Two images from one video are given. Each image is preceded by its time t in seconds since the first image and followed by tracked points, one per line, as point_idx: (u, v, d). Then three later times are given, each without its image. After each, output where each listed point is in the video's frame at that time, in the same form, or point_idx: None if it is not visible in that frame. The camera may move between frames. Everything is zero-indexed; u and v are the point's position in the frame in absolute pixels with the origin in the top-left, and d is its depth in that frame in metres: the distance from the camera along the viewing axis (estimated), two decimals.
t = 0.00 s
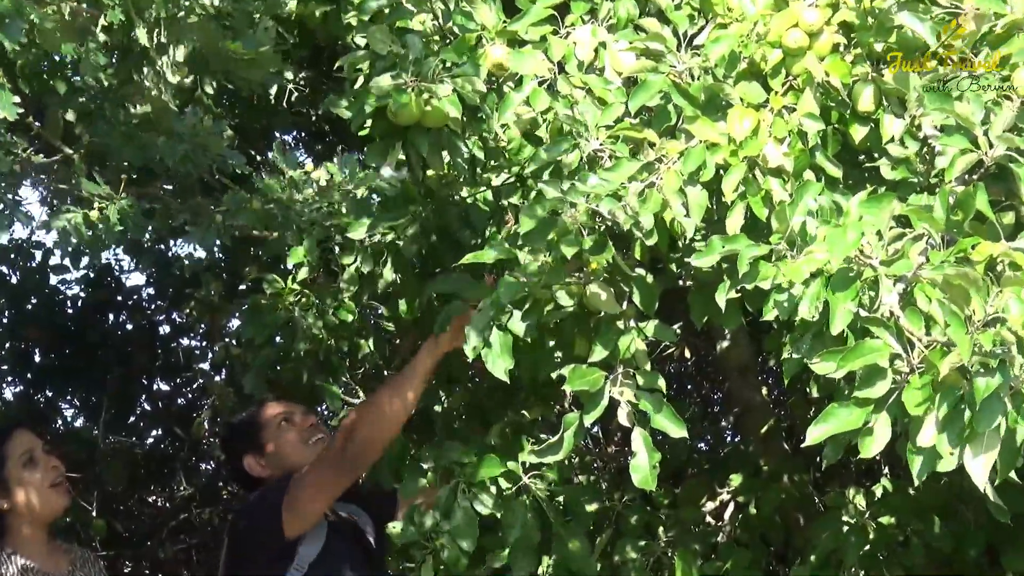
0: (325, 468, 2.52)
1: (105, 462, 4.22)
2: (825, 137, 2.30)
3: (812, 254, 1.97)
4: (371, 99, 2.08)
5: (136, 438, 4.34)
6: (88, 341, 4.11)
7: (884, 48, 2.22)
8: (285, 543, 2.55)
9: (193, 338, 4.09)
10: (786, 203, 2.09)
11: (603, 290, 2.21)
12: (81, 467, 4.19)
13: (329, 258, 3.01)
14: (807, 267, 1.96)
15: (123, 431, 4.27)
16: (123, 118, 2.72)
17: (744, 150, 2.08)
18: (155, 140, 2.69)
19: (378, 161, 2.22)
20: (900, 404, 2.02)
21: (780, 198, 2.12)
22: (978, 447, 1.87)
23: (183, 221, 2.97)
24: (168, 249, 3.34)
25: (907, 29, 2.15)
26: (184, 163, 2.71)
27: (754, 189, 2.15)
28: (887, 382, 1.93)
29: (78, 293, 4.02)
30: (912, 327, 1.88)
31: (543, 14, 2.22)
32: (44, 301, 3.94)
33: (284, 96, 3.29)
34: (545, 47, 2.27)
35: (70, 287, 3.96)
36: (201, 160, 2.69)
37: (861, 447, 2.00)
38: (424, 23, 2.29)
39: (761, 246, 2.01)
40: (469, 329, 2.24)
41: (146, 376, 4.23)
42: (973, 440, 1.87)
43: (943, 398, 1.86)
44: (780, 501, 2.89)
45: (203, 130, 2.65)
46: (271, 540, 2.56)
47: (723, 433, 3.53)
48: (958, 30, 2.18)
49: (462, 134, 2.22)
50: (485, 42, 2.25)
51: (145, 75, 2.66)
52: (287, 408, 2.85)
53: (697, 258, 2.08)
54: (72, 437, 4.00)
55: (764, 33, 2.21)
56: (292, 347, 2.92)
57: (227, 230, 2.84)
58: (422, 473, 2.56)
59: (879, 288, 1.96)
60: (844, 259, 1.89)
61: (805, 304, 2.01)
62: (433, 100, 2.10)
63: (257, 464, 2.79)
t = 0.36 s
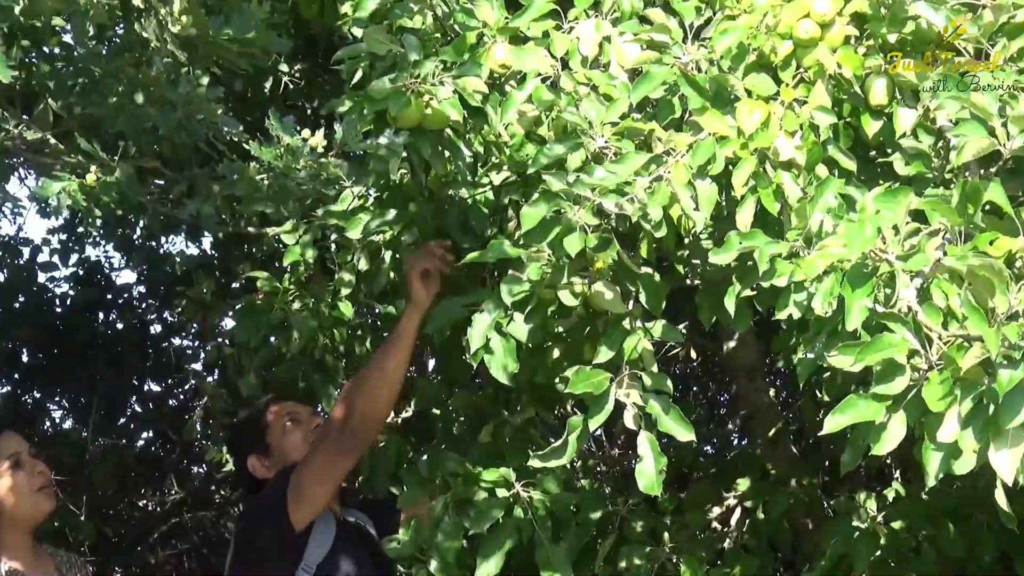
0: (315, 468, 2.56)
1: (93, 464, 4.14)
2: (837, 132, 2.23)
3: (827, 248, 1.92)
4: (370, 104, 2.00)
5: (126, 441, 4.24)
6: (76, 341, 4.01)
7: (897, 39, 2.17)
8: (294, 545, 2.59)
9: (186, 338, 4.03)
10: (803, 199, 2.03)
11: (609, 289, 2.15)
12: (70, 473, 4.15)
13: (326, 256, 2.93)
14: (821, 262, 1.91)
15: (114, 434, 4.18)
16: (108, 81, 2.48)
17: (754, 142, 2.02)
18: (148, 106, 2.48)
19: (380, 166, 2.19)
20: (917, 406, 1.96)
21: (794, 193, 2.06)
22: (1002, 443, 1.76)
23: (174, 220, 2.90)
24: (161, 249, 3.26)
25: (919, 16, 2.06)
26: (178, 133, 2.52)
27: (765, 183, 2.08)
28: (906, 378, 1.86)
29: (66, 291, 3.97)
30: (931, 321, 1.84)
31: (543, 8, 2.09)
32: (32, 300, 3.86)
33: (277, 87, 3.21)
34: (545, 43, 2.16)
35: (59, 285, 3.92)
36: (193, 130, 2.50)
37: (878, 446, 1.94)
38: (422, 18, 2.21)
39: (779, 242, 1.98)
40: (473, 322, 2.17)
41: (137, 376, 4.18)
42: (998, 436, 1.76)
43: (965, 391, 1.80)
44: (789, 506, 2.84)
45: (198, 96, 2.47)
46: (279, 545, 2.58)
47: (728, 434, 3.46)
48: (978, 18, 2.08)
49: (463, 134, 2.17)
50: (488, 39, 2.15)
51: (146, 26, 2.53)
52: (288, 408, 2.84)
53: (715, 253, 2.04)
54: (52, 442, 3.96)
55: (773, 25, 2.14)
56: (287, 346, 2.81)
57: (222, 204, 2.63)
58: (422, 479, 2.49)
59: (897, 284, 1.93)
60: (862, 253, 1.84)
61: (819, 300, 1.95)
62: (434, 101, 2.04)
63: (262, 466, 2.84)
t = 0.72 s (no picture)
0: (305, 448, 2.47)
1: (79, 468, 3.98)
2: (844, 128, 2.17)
3: (835, 250, 1.86)
4: (366, 100, 1.92)
5: (114, 443, 4.14)
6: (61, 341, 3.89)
7: (909, 33, 2.12)
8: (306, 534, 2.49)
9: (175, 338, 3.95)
10: (805, 193, 1.97)
11: (610, 289, 2.07)
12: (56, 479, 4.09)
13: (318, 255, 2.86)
14: (829, 265, 1.86)
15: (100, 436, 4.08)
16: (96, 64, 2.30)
17: (763, 140, 1.97)
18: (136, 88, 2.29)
19: (379, 163, 2.08)
20: (929, 410, 1.91)
21: (800, 189, 1.99)
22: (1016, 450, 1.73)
23: (164, 217, 2.83)
24: (150, 247, 3.19)
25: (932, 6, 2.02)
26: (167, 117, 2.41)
27: (772, 182, 2.01)
28: (918, 385, 1.81)
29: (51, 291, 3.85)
30: (944, 324, 1.78)
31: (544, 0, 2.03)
32: (16, 298, 3.75)
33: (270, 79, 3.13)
34: (548, 37, 2.09)
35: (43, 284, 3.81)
36: (185, 113, 2.32)
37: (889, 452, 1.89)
38: (421, 11, 2.14)
39: (779, 237, 1.91)
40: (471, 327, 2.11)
41: (124, 377, 4.06)
42: (1010, 443, 1.73)
43: (979, 398, 1.73)
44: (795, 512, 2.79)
45: (190, 78, 2.27)
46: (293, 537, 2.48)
47: (730, 437, 3.40)
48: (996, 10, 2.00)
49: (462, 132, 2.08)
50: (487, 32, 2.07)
51: None
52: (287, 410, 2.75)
53: (711, 249, 1.97)
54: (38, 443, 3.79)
55: (779, 18, 2.09)
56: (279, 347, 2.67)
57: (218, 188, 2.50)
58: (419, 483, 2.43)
59: (908, 286, 1.86)
60: (873, 255, 1.78)
61: (828, 304, 1.92)
62: (433, 97, 1.94)
63: (261, 467, 2.68)
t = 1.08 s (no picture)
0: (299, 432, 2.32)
1: (65, 476, 3.94)
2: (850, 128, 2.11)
3: (840, 258, 1.80)
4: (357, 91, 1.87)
5: (100, 452, 4.12)
6: (43, 350, 3.80)
7: (917, 32, 2.05)
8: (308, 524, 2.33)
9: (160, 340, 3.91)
10: (813, 203, 1.91)
11: (608, 295, 2.01)
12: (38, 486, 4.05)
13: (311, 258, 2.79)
14: (834, 273, 1.80)
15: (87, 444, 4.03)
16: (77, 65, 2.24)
17: (765, 142, 1.90)
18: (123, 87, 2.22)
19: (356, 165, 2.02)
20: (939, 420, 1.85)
21: (804, 197, 1.93)
22: None
23: (151, 219, 2.77)
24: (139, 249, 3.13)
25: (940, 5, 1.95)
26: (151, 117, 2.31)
27: (774, 186, 1.95)
28: (923, 400, 1.74)
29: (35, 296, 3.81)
30: (952, 337, 1.72)
31: None
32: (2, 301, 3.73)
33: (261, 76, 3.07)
34: (546, 31, 2.04)
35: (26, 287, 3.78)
36: (174, 115, 2.23)
37: (895, 467, 1.82)
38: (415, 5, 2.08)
39: (786, 249, 1.84)
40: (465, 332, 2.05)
41: (111, 383, 4.01)
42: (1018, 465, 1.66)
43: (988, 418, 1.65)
44: (799, 523, 2.73)
45: (182, 77, 2.19)
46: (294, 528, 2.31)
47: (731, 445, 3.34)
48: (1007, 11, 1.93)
49: (457, 128, 2.04)
50: (483, 26, 2.02)
51: None
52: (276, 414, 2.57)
53: (718, 262, 1.90)
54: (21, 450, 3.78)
55: (784, 16, 2.03)
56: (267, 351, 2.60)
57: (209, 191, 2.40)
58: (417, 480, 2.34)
59: (914, 297, 1.79)
60: (876, 262, 1.72)
61: (832, 313, 1.85)
62: (426, 90, 1.90)
63: (256, 472, 2.50)
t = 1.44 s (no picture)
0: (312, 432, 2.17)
1: (54, 493, 3.92)
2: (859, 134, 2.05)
3: (852, 268, 1.74)
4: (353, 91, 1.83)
5: (88, 467, 4.08)
6: (31, 360, 3.81)
7: (928, 35, 1.99)
8: (313, 535, 2.17)
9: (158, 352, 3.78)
10: (827, 212, 1.85)
11: (610, 306, 1.94)
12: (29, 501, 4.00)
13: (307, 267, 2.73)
14: (845, 284, 1.74)
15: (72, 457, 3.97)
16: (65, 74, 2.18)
17: (773, 149, 1.83)
18: (112, 97, 2.16)
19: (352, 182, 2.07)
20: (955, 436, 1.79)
21: (815, 205, 1.87)
22: None
23: (142, 227, 2.71)
24: (129, 259, 3.08)
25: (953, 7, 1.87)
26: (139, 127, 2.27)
27: (783, 193, 1.88)
28: (941, 412, 1.68)
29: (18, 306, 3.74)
30: (969, 344, 1.65)
31: None
32: None
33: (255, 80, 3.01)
34: (547, 32, 1.98)
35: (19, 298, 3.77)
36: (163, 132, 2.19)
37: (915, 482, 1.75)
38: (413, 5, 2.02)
39: (801, 260, 1.78)
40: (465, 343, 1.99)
41: (100, 397, 3.97)
42: None
43: (1008, 426, 1.60)
44: (808, 542, 2.67)
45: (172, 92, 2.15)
46: (300, 536, 2.15)
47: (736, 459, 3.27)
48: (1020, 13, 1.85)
49: (455, 129, 1.96)
50: (483, 25, 1.98)
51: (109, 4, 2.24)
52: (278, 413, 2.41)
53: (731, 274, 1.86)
54: (8, 464, 3.80)
55: (792, 18, 1.96)
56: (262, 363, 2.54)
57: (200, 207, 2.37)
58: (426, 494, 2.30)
59: (929, 308, 1.73)
60: (889, 272, 1.66)
61: (844, 324, 1.79)
62: (424, 91, 1.84)
63: (259, 480, 2.22)
